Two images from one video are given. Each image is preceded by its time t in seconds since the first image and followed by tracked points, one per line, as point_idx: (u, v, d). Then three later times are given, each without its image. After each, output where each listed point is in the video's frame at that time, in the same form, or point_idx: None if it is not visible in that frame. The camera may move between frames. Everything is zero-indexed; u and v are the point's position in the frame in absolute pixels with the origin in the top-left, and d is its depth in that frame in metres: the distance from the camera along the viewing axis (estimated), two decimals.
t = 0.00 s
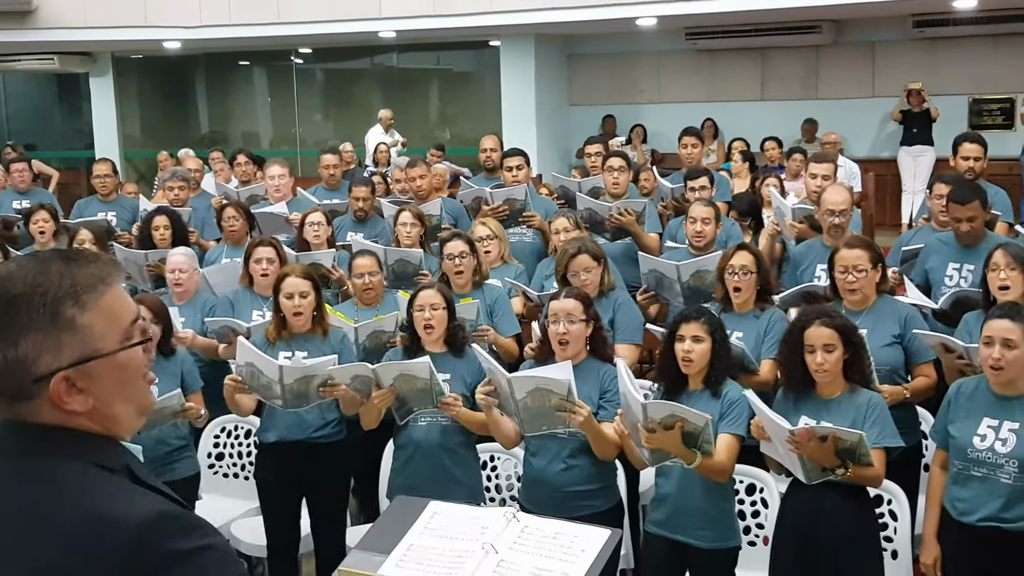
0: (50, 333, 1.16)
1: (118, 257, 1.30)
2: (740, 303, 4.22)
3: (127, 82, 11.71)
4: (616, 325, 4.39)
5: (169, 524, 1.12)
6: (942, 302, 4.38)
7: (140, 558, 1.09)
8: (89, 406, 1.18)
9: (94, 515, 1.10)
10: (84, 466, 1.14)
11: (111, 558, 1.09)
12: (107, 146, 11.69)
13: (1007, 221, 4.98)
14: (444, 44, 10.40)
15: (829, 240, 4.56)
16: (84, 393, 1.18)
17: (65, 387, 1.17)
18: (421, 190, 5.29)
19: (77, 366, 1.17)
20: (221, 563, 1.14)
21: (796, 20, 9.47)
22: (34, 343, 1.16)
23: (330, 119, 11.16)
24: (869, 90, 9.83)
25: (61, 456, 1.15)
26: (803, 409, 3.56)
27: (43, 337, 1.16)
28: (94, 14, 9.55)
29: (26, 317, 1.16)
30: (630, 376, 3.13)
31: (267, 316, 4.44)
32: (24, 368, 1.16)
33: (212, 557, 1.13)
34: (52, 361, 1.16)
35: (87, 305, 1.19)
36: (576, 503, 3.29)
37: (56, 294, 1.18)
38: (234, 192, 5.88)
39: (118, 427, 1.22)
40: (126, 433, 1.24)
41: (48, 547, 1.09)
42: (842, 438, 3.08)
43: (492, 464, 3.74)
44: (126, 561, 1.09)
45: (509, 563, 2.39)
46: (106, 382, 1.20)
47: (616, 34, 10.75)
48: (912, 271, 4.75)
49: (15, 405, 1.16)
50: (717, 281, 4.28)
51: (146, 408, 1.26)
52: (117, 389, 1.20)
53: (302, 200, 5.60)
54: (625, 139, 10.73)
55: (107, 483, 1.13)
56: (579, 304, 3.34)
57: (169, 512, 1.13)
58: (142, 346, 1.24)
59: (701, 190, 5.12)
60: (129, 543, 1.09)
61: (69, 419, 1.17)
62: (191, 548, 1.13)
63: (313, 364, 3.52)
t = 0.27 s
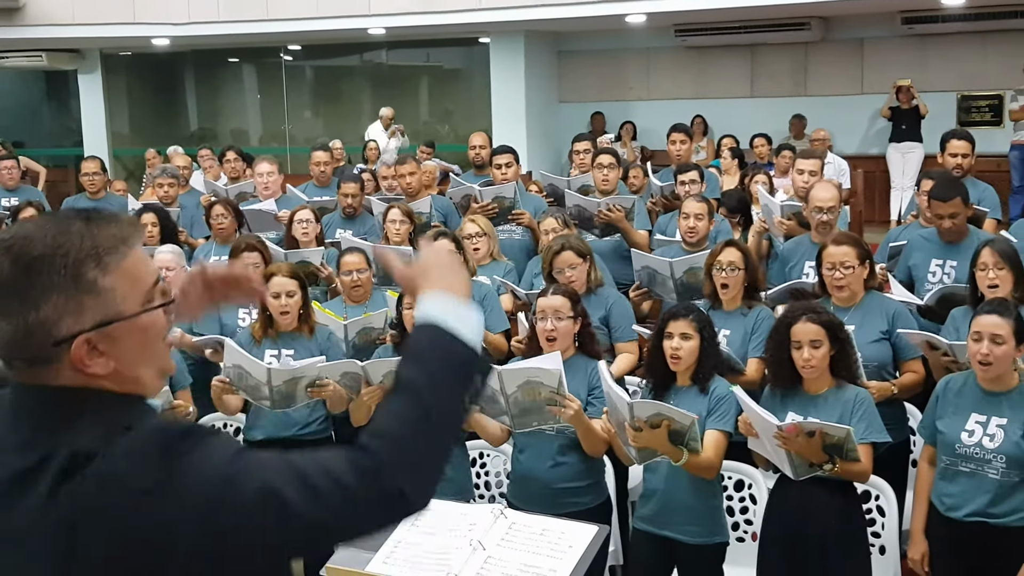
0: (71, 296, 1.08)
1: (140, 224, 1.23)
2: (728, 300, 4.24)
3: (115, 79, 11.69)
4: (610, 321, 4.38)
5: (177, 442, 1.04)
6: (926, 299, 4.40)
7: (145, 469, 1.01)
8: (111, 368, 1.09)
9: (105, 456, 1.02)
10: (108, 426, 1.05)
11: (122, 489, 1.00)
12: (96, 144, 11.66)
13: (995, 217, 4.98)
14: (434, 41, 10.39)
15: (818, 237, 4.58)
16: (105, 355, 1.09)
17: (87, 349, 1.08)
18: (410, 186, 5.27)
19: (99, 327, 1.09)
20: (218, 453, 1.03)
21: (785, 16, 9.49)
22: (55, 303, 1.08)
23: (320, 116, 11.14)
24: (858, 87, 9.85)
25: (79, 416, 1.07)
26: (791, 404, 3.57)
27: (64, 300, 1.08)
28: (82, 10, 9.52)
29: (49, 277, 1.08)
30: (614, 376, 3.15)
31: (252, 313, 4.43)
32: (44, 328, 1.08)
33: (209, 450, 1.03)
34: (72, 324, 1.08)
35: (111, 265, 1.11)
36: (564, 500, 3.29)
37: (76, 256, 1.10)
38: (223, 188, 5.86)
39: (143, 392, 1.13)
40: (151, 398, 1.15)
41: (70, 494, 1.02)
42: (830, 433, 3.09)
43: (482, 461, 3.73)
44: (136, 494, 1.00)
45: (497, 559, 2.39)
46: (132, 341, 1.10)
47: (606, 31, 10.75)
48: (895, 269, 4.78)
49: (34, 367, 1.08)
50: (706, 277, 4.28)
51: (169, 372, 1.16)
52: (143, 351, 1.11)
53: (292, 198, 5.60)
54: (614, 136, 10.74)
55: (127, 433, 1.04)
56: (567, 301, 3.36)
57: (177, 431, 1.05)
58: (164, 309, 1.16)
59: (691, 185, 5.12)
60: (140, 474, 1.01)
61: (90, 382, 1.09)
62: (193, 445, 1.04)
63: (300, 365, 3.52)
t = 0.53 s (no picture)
0: (107, 259, 1.02)
1: (175, 189, 1.15)
2: (717, 297, 4.25)
3: (105, 78, 11.70)
4: (604, 317, 4.40)
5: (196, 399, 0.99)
6: (912, 296, 4.43)
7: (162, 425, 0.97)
8: (142, 336, 1.04)
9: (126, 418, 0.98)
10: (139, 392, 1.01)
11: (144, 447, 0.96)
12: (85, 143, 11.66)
13: (984, 214, 4.99)
14: (424, 40, 10.40)
15: (807, 235, 4.58)
16: (137, 322, 1.03)
17: (118, 318, 1.03)
18: (400, 185, 5.33)
19: (132, 293, 1.02)
20: (226, 409, 0.98)
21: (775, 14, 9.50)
22: (90, 265, 1.01)
23: (309, 115, 11.14)
24: (847, 86, 9.87)
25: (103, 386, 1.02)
26: (778, 402, 3.58)
27: (99, 264, 1.01)
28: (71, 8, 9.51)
29: (83, 235, 1.02)
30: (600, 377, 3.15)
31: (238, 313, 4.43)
32: (76, 294, 1.02)
33: (216, 412, 0.98)
34: (109, 289, 1.02)
35: (147, 227, 1.04)
36: (551, 498, 3.30)
37: (114, 220, 1.04)
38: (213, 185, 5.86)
39: (171, 359, 1.08)
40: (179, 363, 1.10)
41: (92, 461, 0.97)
42: (818, 430, 3.09)
43: (471, 460, 3.74)
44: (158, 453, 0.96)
45: (485, 558, 2.39)
46: (163, 306, 1.04)
47: (595, 29, 10.77)
48: (878, 265, 4.80)
49: (66, 332, 1.03)
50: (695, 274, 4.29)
51: (196, 340, 1.10)
52: (171, 317, 1.05)
53: (281, 196, 5.59)
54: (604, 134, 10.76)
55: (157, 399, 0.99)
56: (553, 299, 3.38)
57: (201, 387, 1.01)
58: (197, 279, 1.09)
59: (682, 181, 5.10)
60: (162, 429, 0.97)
61: (121, 350, 1.04)
62: (208, 403, 0.99)
63: (289, 365, 3.53)
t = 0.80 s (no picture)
0: (128, 297, 1.15)
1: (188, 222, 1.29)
2: (709, 292, 4.26)
3: (97, 74, 11.66)
4: (596, 312, 4.41)
5: (240, 486, 1.05)
6: (902, 292, 4.45)
7: (205, 513, 1.02)
8: (156, 373, 1.18)
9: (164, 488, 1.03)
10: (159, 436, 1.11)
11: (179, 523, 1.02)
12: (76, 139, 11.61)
13: (976, 208, 4.99)
14: (416, 35, 10.38)
15: (799, 230, 4.58)
16: (152, 358, 1.17)
17: (133, 354, 1.16)
18: (394, 181, 5.31)
19: (150, 333, 1.17)
20: (280, 506, 1.05)
21: (768, 10, 9.51)
22: (110, 305, 1.15)
23: (301, 110, 11.11)
24: (840, 81, 9.88)
25: (120, 424, 1.12)
26: (771, 397, 3.58)
27: (120, 302, 1.15)
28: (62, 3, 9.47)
29: (103, 274, 1.15)
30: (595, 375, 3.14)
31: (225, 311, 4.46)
32: (95, 331, 1.14)
33: (269, 505, 1.05)
34: (127, 326, 1.15)
35: (166, 268, 1.18)
36: (542, 494, 3.31)
37: (134, 257, 1.16)
38: (205, 181, 5.85)
39: (181, 396, 1.22)
40: (187, 399, 1.24)
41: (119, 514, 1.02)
42: (810, 425, 3.10)
43: (464, 455, 3.73)
44: (195, 528, 1.02)
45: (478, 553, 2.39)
46: (176, 342, 1.19)
47: (588, 24, 10.76)
48: (864, 259, 4.83)
49: (82, 366, 1.15)
50: (687, 269, 4.29)
51: (207, 374, 1.25)
52: (183, 355, 1.20)
53: (274, 192, 5.59)
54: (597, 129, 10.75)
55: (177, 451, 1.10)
56: (539, 294, 3.38)
57: (242, 471, 1.06)
58: (211, 315, 1.24)
59: (677, 176, 5.08)
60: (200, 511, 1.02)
61: (135, 386, 1.17)
62: (259, 496, 1.05)
63: (281, 362, 3.52)
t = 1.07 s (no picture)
0: (117, 311, 1.17)
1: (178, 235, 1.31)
2: (702, 288, 4.26)
3: (90, 73, 11.64)
4: (591, 309, 4.41)
5: (239, 523, 1.12)
6: (894, 289, 4.48)
7: (217, 558, 1.10)
8: (144, 387, 1.20)
9: (169, 518, 1.10)
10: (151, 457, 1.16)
11: (179, 553, 1.09)
12: (69, 138, 11.59)
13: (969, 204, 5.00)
14: (410, 32, 10.38)
15: (793, 227, 4.59)
16: (140, 372, 1.20)
17: (121, 368, 1.18)
18: (387, 179, 5.30)
19: (137, 347, 1.19)
20: (279, 561, 1.14)
21: (760, 7, 9.53)
22: (98, 320, 1.17)
23: (295, 108, 11.09)
24: (833, 77, 9.89)
25: (114, 441, 1.16)
26: (765, 393, 3.60)
27: (108, 316, 1.17)
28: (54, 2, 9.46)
29: (91, 288, 1.17)
30: (589, 373, 3.16)
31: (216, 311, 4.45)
32: (83, 345, 1.17)
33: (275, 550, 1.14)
34: (115, 340, 1.18)
35: (154, 283, 1.21)
36: (531, 491, 3.31)
37: (124, 271, 1.19)
38: (198, 180, 5.85)
39: (171, 409, 1.24)
40: (177, 412, 1.26)
41: (121, 539, 1.10)
42: (802, 422, 3.11)
43: (459, 452, 3.78)
44: (195, 556, 1.09)
45: (470, 550, 2.40)
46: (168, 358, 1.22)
47: (582, 21, 10.76)
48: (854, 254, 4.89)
49: (71, 381, 1.17)
50: (681, 266, 4.30)
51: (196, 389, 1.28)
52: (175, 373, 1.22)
53: (267, 191, 5.58)
54: (591, 127, 10.75)
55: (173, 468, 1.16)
56: (527, 292, 3.36)
57: (243, 511, 1.14)
58: (201, 328, 1.27)
59: (673, 173, 5.09)
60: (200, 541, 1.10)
61: (124, 400, 1.19)
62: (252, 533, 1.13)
63: (274, 364, 3.52)
